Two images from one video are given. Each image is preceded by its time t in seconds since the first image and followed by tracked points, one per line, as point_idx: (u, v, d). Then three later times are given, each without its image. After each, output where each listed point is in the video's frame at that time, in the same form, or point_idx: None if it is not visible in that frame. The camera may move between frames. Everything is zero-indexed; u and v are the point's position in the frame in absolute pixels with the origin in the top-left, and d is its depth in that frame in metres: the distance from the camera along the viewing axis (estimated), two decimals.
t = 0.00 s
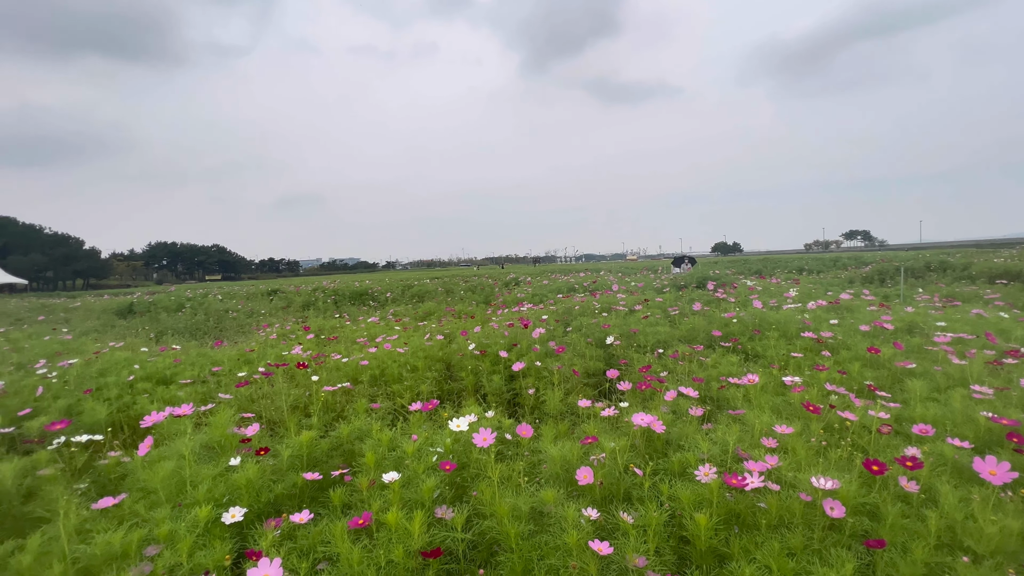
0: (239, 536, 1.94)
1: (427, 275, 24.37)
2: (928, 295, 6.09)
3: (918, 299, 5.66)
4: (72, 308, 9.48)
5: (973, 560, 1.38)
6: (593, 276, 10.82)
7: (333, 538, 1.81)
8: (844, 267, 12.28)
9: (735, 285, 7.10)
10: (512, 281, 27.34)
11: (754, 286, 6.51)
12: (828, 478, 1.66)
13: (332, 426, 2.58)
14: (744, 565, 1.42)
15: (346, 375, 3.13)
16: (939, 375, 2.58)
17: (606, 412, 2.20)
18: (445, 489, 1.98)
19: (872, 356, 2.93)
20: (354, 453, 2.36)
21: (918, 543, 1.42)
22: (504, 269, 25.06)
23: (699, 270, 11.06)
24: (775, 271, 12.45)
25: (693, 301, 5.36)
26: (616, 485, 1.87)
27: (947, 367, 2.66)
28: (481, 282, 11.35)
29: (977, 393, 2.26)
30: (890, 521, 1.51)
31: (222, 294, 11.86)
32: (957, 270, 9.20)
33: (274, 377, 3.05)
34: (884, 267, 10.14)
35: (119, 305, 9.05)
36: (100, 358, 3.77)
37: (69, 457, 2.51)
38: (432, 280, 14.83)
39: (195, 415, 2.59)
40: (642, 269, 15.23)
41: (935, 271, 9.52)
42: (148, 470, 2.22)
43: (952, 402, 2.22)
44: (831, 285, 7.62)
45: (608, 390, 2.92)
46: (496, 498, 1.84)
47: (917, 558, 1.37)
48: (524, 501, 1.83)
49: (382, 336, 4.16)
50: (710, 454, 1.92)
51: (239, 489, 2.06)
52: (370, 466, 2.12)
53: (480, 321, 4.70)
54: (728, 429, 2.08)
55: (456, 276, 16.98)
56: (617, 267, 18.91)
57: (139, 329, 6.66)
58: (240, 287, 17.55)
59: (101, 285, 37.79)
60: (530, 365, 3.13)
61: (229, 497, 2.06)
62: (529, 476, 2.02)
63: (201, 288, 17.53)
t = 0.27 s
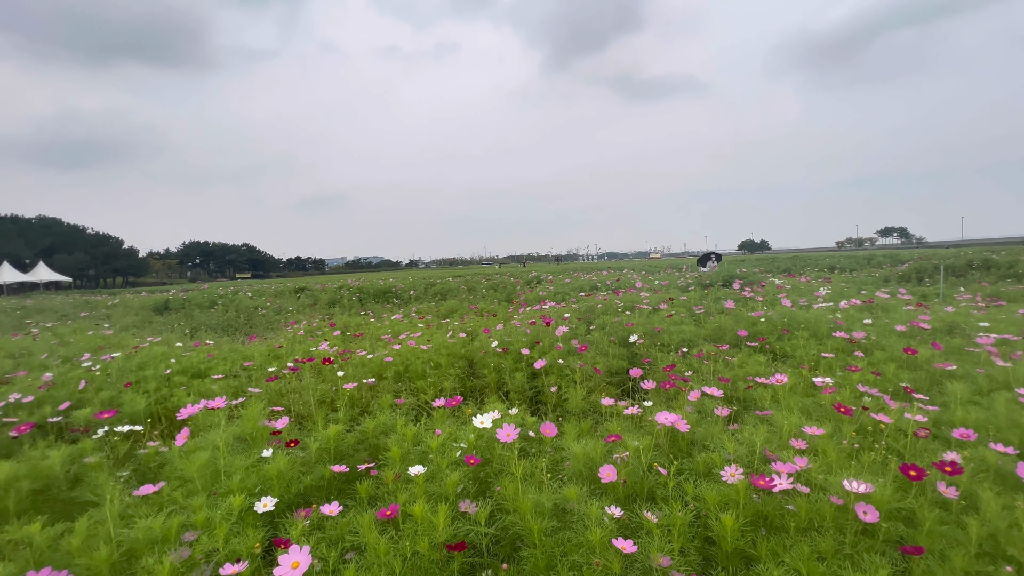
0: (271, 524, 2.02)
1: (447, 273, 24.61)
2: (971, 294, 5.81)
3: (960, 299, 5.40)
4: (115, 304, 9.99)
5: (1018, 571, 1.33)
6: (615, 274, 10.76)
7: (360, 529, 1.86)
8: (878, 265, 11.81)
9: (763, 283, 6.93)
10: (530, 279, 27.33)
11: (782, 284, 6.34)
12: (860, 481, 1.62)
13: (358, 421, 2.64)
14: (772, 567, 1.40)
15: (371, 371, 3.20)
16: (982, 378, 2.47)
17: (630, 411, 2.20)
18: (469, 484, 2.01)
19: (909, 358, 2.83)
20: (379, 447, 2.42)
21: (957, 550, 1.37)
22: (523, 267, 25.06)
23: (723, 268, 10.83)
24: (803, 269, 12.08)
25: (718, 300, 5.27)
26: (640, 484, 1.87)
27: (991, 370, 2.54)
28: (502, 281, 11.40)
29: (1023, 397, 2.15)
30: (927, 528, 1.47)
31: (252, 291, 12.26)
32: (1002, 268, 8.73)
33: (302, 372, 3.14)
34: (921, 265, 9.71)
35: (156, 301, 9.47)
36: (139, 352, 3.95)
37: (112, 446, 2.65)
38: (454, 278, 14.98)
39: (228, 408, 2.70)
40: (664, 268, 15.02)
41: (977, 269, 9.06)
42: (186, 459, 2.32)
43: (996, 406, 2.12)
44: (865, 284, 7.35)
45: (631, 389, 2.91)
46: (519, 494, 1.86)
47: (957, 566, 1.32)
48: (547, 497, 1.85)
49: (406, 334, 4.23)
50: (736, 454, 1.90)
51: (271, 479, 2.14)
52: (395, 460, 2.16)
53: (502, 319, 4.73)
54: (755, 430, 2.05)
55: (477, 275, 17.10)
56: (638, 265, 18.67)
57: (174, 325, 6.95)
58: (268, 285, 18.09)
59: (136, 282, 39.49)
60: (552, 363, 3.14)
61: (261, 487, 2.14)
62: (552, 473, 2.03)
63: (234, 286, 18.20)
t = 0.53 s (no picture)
0: (298, 516, 2.09)
1: (465, 272, 24.79)
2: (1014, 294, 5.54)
3: (1002, 299, 5.16)
4: (150, 302, 10.42)
5: None
6: (634, 273, 10.68)
7: (384, 522, 1.91)
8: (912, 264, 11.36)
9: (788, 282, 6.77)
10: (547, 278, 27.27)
11: (810, 283, 6.18)
12: (891, 485, 1.58)
13: (381, 416, 2.70)
14: (798, 570, 1.38)
15: (393, 368, 3.26)
16: None
17: (651, 411, 2.19)
18: (490, 480, 2.04)
19: (944, 359, 2.73)
20: (402, 443, 2.47)
21: (996, 558, 1.32)
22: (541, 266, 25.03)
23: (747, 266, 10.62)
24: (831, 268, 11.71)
25: (743, 299, 5.18)
26: (662, 483, 1.86)
27: None
28: (522, 280, 11.43)
29: None
30: (963, 535, 1.42)
31: (278, 289, 12.61)
32: None
33: (327, 368, 3.23)
34: (958, 264, 9.31)
35: (187, 299, 9.83)
36: (172, 348, 4.12)
37: (148, 437, 2.77)
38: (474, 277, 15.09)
39: (257, 402, 2.79)
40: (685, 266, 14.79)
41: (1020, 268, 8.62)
42: (217, 451, 2.41)
43: None
44: (897, 283, 7.10)
45: (652, 389, 2.89)
46: (540, 491, 1.88)
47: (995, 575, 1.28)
48: (568, 495, 1.86)
49: (427, 331, 4.29)
50: (761, 456, 1.87)
51: (297, 472, 2.21)
52: (417, 456, 2.21)
53: (522, 318, 4.75)
54: (780, 431, 2.02)
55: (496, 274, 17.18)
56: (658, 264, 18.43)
57: (204, 322, 7.21)
58: (292, 284, 18.56)
59: (165, 280, 40.99)
60: (572, 362, 3.15)
61: (289, 480, 2.21)
62: (573, 471, 2.04)
63: (260, 284, 18.75)
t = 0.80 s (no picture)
0: (330, 507, 2.16)
1: (487, 271, 24.95)
2: None
3: None
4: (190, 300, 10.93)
5: None
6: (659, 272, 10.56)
7: (413, 515, 1.96)
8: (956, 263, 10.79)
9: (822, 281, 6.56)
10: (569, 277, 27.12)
11: (846, 283, 5.97)
12: (933, 492, 1.53)
13: (408, 412, 2.76)
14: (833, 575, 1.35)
15: (420, 365, 3.33)
16: None
17: (678, 411, 2.17)
18: (516, 477, 2.07)
19: (992, 363, 2.60)
20: (428, 439, 2.52)
21: None
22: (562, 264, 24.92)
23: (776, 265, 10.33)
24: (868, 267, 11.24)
25: (774, 299, 5.07)
26: (689, 484, 1.85)
27: None
28: (546, 279, 11.45)
29: None
30: (1011, 545, 1.36)
31: (307, 288, 12.98)
32: None
33: (356, 365, 3.32)
34: (1008, 262, 8.79)
35: (222, 297, 10.25)
36: (209, 343, 4.31)
37: (189, 429, 2.92)
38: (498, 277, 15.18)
39: (289, 397, 2.90)
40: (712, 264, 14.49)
41: None
42: (253, 443, 2.52)
43: None
44: (941, 282, 6.77)
45: (679, 389, 2.87)
46: (566, 489, 1.90)
47: None
48: (594, 493, 1.87)
49: (453, 330, 4.36)
50: (792, 458, 1.84)
51: (329, 465, 2.29)
52: (445, 451, 2.26)
53: (546, 317, 4.77)
54: (813, 434, 1.98)
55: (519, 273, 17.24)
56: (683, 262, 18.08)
57: (238, 319, 7.51)
58: (320, 283, 19.08)
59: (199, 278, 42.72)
60: (597, 361, 3.15)
61: (320, 472, 2.29)
62: (599, 470, 2.05)
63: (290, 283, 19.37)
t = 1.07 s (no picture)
0: (357, 501, 2.23)
1: (506, 270, 25.05)
2: None
3: None
4: (221, 299, 11.34)
5: None
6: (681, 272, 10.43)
7: (439, 511, 2.01)
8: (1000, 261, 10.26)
9: (854, 281, 6.37)
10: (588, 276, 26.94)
11: (880, 283, 5.78)
12: (973, 499, 1.48)
13: (432, 410, 2.82)
14: None
15: (444, 364, 3.39)
16: None
17: (703, 412, 2.16)
18: (539, 475, 2.10)
19: None
20: (452, 436, 2.57)
21: None
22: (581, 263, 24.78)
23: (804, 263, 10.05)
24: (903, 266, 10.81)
25: (803, 299, 4.95)
26: (715, 486, 1.84)
27: None
28: (566, 279, 11.44)
29: None
30: None
31: (332, 288, 13.29)
32: None
33: (381, 363, 3.40)
34: None
35: (251, 296, 10.61)
36: (240, 341, 4.48)
37: (223, 423, 3.04)
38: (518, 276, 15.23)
39: (318, 393, 3.00)
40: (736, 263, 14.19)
41: None
42: (285, 438, 2.62)
43: None
44: (983, 282, 6.47)
45: (704, 391, 2.85)
46: (590, 489, 1.91)
47: None
48: (618, 493, 1.87)
49: (475, 329, 4.41)
50: (823, 462, 1.81)
51: (356, 460, 2.35)
52: (469, 449, 2.30)
53: (568, 317, 4.78)
54: (844, 438, 1.94)
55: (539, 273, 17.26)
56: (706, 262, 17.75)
57: (267, 318, 7.77)
58: (347, 282, 19.53)
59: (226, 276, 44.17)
60: (620, 361, 3.15)
61: (348, 467, 2.36)
62: (622, 469, 2.06)
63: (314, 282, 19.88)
